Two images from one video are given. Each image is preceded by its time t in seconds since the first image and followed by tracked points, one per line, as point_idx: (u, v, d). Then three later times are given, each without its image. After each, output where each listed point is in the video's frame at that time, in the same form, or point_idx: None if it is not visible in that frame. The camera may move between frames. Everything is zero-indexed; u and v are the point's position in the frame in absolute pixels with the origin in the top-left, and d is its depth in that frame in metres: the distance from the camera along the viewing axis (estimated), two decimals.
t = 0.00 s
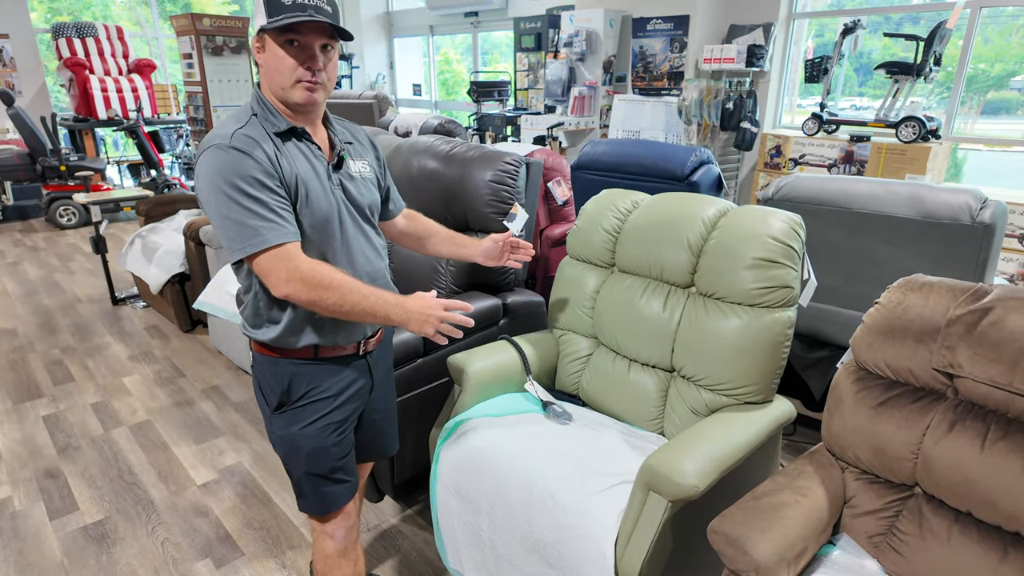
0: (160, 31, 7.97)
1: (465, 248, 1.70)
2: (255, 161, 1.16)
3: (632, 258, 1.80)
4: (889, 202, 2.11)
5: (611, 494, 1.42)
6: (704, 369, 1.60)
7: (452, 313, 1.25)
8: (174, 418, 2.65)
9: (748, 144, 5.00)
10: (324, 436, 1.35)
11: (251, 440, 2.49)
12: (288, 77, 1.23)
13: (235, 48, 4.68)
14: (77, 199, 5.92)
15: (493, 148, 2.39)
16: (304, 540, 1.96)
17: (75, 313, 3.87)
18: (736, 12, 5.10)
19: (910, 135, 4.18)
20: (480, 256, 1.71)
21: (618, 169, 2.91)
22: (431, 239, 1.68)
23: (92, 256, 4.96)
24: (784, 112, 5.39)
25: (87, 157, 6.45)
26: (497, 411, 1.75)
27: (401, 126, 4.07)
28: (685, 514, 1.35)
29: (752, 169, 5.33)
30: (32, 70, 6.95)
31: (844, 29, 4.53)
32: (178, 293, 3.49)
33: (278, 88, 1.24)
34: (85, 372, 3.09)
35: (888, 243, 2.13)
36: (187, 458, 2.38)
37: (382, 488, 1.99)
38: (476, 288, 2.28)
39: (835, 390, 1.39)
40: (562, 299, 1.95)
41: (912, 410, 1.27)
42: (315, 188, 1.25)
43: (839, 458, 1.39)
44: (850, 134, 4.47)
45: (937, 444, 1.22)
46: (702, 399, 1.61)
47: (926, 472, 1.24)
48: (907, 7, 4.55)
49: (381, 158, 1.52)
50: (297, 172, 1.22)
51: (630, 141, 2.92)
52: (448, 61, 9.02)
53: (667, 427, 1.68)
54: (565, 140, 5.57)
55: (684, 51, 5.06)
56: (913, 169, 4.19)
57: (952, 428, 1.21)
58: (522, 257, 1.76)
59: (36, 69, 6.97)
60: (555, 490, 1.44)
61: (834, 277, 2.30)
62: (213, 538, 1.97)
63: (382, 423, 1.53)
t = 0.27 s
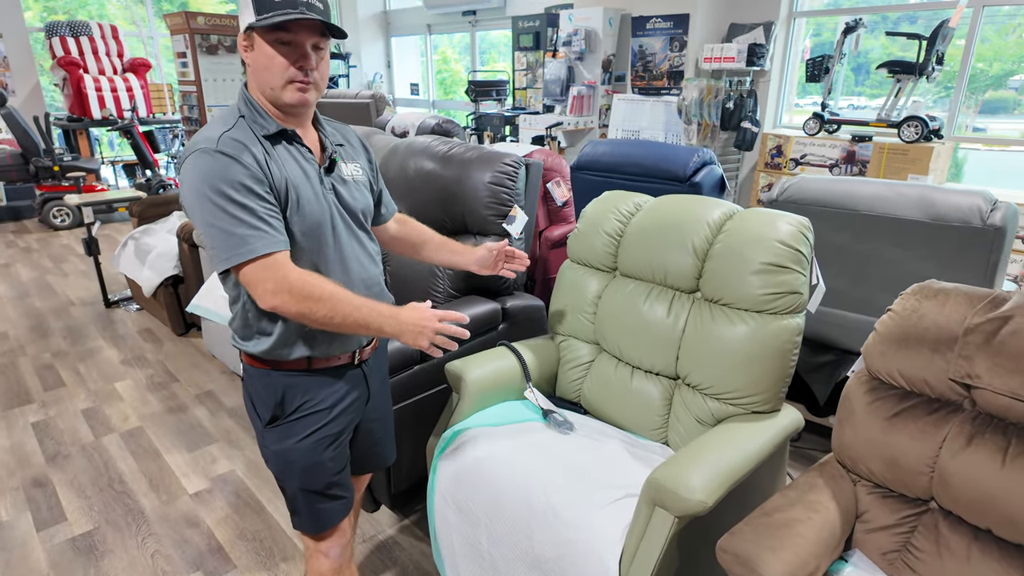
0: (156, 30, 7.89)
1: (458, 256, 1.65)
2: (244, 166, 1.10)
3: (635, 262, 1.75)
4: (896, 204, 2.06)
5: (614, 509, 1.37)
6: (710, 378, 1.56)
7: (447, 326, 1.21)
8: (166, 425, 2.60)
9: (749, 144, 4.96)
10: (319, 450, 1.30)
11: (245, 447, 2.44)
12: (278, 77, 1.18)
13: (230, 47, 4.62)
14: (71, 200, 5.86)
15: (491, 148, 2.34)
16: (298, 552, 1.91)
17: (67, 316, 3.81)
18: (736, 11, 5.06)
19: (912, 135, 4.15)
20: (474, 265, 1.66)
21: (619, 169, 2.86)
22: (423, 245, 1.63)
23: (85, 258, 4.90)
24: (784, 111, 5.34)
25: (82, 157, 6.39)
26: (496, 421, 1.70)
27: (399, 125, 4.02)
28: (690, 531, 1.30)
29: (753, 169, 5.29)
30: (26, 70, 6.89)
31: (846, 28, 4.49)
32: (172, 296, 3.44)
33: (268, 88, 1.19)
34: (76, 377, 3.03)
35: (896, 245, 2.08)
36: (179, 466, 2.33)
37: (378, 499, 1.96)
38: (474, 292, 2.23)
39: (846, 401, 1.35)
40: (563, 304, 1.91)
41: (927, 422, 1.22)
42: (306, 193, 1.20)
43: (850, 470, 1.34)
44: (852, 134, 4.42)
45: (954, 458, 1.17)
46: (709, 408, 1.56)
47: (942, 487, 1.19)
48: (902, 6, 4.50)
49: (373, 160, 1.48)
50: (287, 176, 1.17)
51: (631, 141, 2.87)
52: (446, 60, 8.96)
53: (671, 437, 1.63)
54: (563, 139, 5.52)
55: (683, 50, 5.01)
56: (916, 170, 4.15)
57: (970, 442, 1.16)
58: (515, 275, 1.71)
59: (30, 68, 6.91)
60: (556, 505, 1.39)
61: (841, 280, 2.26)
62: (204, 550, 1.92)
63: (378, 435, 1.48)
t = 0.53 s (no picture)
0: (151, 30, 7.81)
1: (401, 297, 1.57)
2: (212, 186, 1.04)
3: (636, 270, 1.69)
4: (906, 208, 2.01)
5: (618, 529, 1.31)
6: (716, 391, 1.50)
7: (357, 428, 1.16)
8: (155, 434, 2.54)
9: (750, 145, 4.90)
10: (318, 463, 1.26)
11: (237, 457, 2.38)
12: (295, 90, 1.13)
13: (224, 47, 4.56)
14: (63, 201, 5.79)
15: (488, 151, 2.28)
16: (289, 569, 1.85)
17: (58, 320, 3.74)
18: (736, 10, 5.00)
19: (915, 136, 4.11)
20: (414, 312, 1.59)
21: (619, 172, 2.81)
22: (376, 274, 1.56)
23: (77, 261, 4.83)
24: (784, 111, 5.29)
25: (75, 158, 6.32)
26: (492, 435, 1.64)
27: (395, 126, 3.96)
28: (698, 553, 1.25)
29: (753, 170, 5.24)
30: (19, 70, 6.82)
31: (848, 28, 4.43)
32: (164, 300, 3.37)
33: (278, 99, 1.13)
34: (65, 384, 2.97)
35: (905, 251, 2.03)
36: (168, 477, 2.27)
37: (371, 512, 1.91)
38: (471, 298, 2.17)
39: (859, 417, 1.29)
40: (562, 312, 1.85)
41: (945, 440, 1.16)
42: (286, 208, 1.14)
43: (862, 489, 1.29)
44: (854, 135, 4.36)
45: (974, 480, 1.11)
46: (713, 422, 1.51)
47: (962, 509, 1.14)
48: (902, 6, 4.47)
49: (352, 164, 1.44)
50: (267, 190, 1.12)
51: (632, 144, 2.82)
52: (444, 60, 8.90)
53: (676, 450, 1.58)
54: (562, 140, 5.46)
55: (683, 50, 4.95)
56: (919, 171, 4.09)
57: (991, 463, 1.10)
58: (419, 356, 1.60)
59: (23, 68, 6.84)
60: (555, 525, 1.33)
61: (848, 286, 2.20)
62: (192, 566, 1.86)
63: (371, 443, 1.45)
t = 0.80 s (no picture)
0: (145, 30, 7.73)
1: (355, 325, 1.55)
2: (163, 188, 0.97)
3: (637, 279, 1.63)
4: (915, 215, 1.96)
5: (618, 556, 1.25)
6: (721, 408, 1.44)
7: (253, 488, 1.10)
8: (143, 446, 2.47)
9: (751, 146, 4.84)
10: (290, 489, 1.23)
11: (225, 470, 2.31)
12: (296, 99, 1.10)
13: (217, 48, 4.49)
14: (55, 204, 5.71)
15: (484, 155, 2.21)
16: None
17: (47, 326, 3.67)
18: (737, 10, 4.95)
19: (919, 137, 4.01)
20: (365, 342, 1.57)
21: (618, 177, 2.74)
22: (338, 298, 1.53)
23: (68, 265, 4.76)
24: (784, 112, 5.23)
25: (68, 160, 6.24)
26: (487, 452, 1.58)
27: (391, 128, 3.90)
28: None
29: (754, 172, 5.17)
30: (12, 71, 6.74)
31: (850, 28, 4.37)
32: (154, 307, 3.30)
33: (277, 107, 1.10)
34: (52, 393, 2.90)
35: (914, 258, 1.97)
36: (154, 491, 2.20)
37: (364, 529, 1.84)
38: (467, 306, 2.11)
39: (872, 438, 1.23)
40: (561, 323, 1.79)
41: (965, 465, 1.10)
42: (260, 215, 1.08)
43: (876, 514, 1.22)
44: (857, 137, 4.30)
45: (996, 507, 1.05)
46: (718, 440, 1.45)
47: (983, 539, 1.07)
48: (900, 6, 4.43)
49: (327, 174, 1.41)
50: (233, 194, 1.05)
51: (631, 147, 2.75)
52: (441, 60, 8.83)
53: (679, 469, 1.52)
54: (560, 141, 5.39)
55: (683, 50, 4.89)
56: (922, 173, 4.01)
57: (1015, 490, 1.04)
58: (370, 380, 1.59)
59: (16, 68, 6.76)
60: (553, 551, 1.26)
61: (854, 293, 2.14)
62: None
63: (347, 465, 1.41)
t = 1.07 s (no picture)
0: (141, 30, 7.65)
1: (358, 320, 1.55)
2: (114, 186, 0.92)
3: (641, 285, 1.57)
4: (927, 219, 1.90)
5: None
6: (731, 421, 1.38)
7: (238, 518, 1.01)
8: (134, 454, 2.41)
9: (753, 147, 4.78)
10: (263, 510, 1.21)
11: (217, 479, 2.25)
12: (252, 94, 1.07)
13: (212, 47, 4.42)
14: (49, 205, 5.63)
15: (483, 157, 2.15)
16: None
17: (39, 330, 3.61)
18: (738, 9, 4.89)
19: (924, 138, 3.94)
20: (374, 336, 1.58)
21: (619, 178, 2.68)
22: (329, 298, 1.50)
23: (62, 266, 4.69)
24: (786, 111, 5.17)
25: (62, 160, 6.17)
26: (487, 465, 1.52)
27: (389, 129, 3.84)
28: None
29: (756, 173, 5.11)
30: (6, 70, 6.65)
31: (854, 27, 4.31)
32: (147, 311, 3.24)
33: (231, 104, 1.06)
34: (42, 399, 2.83)
35: (925, 262, 1.91)
36: (144, 502, 2.14)
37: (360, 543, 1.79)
38: (465, 312, 2.05)
39: (891, 454, 1.18)
40: (562, 329, 1.73)
41: (992, 484, 1.05)
42: (218, 216, 1.04)
43: (895, 533, 1.17)
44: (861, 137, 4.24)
45: None
46: (729, 454, 1.39)
47: (1010, 563, 1.02)
48: (897, 6, 4.40)
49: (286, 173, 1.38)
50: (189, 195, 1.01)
51: (633, 148, 2.69)
52: (440, 60, 8.76)
53: (685, 483, 1.46)
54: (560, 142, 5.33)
55: (684, 50, 4.83)
56: (927, 175, 3.93)
57: None
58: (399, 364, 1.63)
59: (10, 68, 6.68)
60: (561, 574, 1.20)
61: (862, 299, 2.09)
62: None
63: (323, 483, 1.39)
